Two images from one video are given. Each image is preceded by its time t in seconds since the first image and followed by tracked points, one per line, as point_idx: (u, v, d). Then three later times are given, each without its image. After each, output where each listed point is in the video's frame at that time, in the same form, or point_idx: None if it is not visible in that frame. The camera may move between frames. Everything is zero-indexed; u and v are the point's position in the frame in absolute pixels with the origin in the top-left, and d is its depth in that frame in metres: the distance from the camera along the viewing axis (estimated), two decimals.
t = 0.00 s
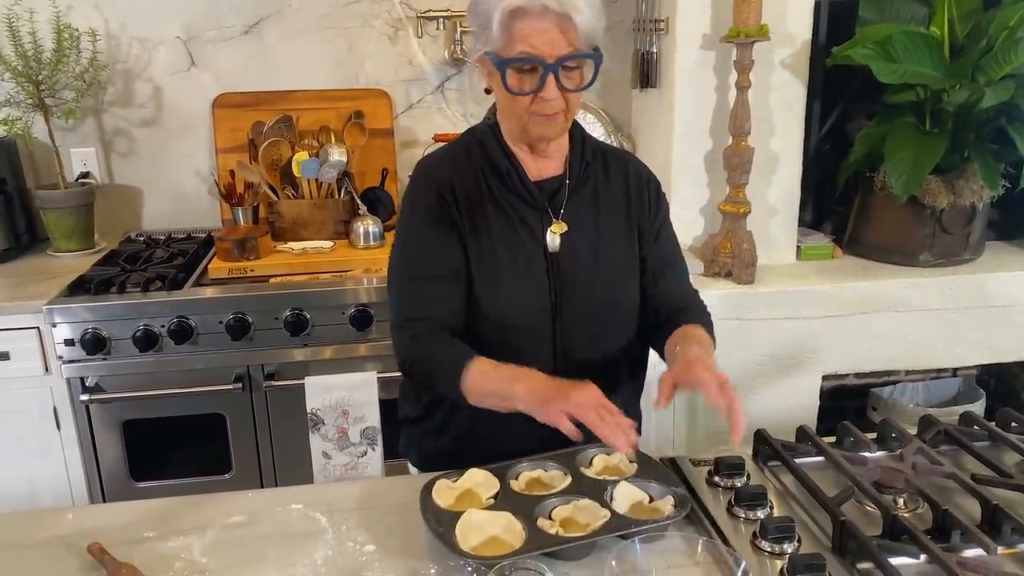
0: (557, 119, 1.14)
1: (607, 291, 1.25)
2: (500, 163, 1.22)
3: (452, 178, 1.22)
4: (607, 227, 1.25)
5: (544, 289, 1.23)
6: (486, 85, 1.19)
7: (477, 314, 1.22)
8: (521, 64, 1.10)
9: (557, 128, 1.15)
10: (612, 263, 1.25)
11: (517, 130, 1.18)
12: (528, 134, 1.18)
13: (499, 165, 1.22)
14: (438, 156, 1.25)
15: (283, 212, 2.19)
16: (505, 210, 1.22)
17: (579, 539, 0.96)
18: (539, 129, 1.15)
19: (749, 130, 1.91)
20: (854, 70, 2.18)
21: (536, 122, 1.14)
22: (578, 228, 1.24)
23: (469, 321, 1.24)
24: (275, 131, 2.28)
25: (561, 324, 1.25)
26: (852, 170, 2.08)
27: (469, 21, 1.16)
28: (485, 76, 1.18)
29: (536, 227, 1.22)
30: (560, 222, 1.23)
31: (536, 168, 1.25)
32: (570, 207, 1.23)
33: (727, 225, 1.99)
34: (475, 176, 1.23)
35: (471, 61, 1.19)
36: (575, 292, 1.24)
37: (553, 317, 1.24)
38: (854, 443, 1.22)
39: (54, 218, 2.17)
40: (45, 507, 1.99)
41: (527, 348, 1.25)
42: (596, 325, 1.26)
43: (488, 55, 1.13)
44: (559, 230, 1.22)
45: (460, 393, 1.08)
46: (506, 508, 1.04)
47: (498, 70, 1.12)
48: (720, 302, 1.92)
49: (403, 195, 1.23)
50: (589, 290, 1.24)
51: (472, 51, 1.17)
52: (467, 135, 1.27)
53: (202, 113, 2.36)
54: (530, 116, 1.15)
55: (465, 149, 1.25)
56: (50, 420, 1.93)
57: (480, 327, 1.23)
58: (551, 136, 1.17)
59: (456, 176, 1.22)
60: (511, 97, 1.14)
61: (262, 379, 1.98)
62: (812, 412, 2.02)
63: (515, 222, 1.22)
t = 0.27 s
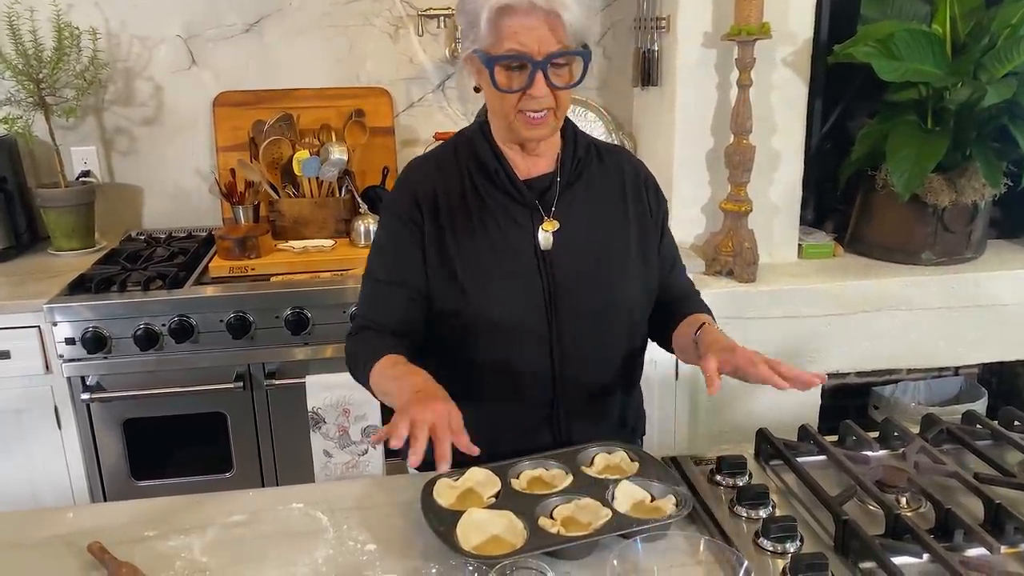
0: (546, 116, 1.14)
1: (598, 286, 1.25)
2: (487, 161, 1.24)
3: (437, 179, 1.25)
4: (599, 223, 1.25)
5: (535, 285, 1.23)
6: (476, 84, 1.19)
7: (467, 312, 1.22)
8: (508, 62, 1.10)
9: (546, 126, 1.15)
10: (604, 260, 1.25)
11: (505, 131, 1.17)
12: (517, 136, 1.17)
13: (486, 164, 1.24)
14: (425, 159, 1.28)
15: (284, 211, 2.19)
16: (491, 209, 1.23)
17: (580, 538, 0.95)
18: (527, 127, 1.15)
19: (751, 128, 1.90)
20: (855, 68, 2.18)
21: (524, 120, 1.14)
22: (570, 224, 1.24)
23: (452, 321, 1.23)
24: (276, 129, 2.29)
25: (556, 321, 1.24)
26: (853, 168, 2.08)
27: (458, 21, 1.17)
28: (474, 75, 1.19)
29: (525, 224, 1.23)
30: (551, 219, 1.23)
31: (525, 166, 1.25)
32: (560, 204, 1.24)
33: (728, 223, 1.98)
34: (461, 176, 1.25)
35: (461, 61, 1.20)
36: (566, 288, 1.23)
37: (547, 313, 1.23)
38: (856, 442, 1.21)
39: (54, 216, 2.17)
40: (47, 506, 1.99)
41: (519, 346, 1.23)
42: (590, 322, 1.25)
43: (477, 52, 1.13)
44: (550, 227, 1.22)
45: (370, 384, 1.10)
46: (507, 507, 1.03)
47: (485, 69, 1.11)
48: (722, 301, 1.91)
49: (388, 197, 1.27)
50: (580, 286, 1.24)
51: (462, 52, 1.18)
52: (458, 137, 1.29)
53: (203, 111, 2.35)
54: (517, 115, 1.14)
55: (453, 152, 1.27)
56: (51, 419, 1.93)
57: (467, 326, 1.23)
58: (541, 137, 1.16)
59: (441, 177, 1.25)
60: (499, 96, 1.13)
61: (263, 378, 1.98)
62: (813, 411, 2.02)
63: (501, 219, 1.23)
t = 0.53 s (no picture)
0: (539, 115, 1.13)
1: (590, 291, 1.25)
2: (479, 165, 1.24)
3: (429, 183, 1.25)
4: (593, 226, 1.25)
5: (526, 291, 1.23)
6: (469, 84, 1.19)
7: (459, 316, 1.23)
8: (498, 60, 1.09)
9: (540, 125, 1.14)
10: (597, 264, 1.25)
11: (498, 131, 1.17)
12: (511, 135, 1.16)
13: (479, 168, 1.24)
14: (419, 161, 1.28)
15: (285, 209, 2.19)
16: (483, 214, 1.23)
17: (580, 537, 0.95)
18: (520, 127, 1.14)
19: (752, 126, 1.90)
20: (857, 66, 2.18)
21: (517, 120, 1.13)
22: (562, 228, 1.24)
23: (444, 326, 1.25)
24: (278, 128, 2.29)
25: (546, 326, 1.24)
26: (855, 166, 2.07)
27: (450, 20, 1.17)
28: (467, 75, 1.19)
29: (517, 229, 1.23)
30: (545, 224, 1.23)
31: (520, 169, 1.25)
32: (554, 208, 1.23)
33: (729, 222, 1.98)
34: (453, 179, 1.25)
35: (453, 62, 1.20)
36: (557, 293, 1.24)
37: (538, 319, 1.24)
38: (857, 440, 1.21)
39: (56, 215, 2.17)
40: (49, 504, 1.99)
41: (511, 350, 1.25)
42: (582, 327, 1.26)
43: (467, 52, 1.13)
44: (543, 232, 1.22)
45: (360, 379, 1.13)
46: (509, 506, 1.03)
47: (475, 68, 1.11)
48: (723, 300, 1.91)
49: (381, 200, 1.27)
50: (572, 290, 1.24)
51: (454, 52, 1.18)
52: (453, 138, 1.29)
53: (204, 110, 2.36)
54: (510, 114, 1.14)
55: (447, 154, 1.27)
56: (52, 417, 1.93)
57: (459, 331, 1.24)
58: (535, 136, 1.15)
59: (433, 181, 1.25)
60: (491, 95, 1.13)
61: (264, 376, 1.98)
62: (815, 410, 2.02)
63: (493, 224, 1.23)
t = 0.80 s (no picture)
0: (532, 121, 1.14)
1: (579, 300, 1.24)
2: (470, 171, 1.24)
3: (420, 188, 1.26)
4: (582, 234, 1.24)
5: (512, 298, 1.24)
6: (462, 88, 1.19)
7: (446, 322, 1.25)
8: (490, 67, 1.10)
9: (535, 130, 1.15)
10: (586, 272, 1.24)
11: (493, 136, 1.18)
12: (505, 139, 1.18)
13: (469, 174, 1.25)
14: (413, 166, 1.29)
15: (286, 208, 2.19)
16: (472, 220, 1.24)
17: (580, 535, 0.95)
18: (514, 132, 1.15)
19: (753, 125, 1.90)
20: (857, 65, 2.17)
21: (511, 125, 1.14)
22: (551, 236, 1.23)
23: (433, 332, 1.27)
24: (278, 127, 2.30)
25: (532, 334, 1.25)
26: (855, 165, 2.08)
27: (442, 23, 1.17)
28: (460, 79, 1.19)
29: (505, 236, 1.23)
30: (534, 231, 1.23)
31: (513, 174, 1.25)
32: (542, 216, 1.23)
33: (730, 220, 1.98)
34: (445, 184, 1.26)
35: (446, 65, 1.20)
36: (544, 302, 1.24)
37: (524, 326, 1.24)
38: (857, 438, 1.22)
39: (57, 214, 2.17)
40: (50, 502, 1.99)
41: (499, 356, 1.25)
42: (570, 335, 1.25)
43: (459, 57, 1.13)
44: (532, 239, 1.22)
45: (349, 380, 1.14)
46: (509, 504, 1.03)
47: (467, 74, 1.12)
48: (723, 298, 1.91)
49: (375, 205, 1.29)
50: (560, 299, 1.24)
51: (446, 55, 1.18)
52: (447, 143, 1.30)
53: (204, 108, 2.36)
54: (503, 120, 1.14)
55: (441, 159, 1.28)
56: (53, 416, 1.93)
57: (446, 337, 1.25)
58: (529, 142, 1.17)
59: (425, 186, 1.26)
60: (484, 102, 1.13)
61: (265, 374, 1.98)
62: (815, 408, 2.02)
63: (481, 231, 1.24)
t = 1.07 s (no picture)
0: (521, 128, 1.14)
1: (571, 305, 1.24)
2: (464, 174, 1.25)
3: (414, 190, 1.26)
4: (575, 239, 1.24)
5: (504, 303, 1.24)
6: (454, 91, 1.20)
7: (438, 325, 1.25)
8: (478, 74, 1.10)
9: (523, 137, 1.16)
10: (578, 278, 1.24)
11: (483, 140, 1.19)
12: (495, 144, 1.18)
13: (463, 177, 1.25)
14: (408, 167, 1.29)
15: (286, 206, 2.19)
16: (465, 223, 1.25)
17: (578, 534, 0.95)
18: (505, 137, 1.16)
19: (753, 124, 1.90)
20: (857, 63, 2.17)
21: (500, 133, 1.15)
22: (543, 241, 1.23)
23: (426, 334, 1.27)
24: (279, 126, 2.29)
25: (524, 339, 1.25)
26: (855, 164, 2.08)
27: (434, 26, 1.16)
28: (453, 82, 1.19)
29: (498, 240, 1.24)
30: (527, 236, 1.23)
31: (508, 177, 1.25)
32: (535, 220, 1.24)
33: (730, 219, 1.98)
34: (439, 187, 1.27)
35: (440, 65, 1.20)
36: (535, 307, 1.24)
37: (516, 331, 1.25)
38: (857, 437, 1.22)
39: (57, 212, 2.17)
40: (50, 500, 1.99)
41: (490, 360, 1.26)
42: (562, 340, 1.25)
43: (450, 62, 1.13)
44: (525, 244, 1.23)
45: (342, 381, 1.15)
46: (509, 502, 1.03)
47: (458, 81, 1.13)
48: (723, 297, 1.92)
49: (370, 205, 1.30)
50: (553, 304, 1.24)
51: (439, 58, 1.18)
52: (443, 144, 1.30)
53: (205, 107, 2.36)
54: (494, 127, 1.15)
55: (435, 161, 1.29)
56: (54, 414, 1.94)
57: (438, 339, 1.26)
58: (518, 147, 1.18)
59: (419, 188, 1.27)
60: (473, 108, 1.14)
61: (265, 373, 1.98)
62: (814, 406, 2.02)
63: (474, 234, 1.24)
